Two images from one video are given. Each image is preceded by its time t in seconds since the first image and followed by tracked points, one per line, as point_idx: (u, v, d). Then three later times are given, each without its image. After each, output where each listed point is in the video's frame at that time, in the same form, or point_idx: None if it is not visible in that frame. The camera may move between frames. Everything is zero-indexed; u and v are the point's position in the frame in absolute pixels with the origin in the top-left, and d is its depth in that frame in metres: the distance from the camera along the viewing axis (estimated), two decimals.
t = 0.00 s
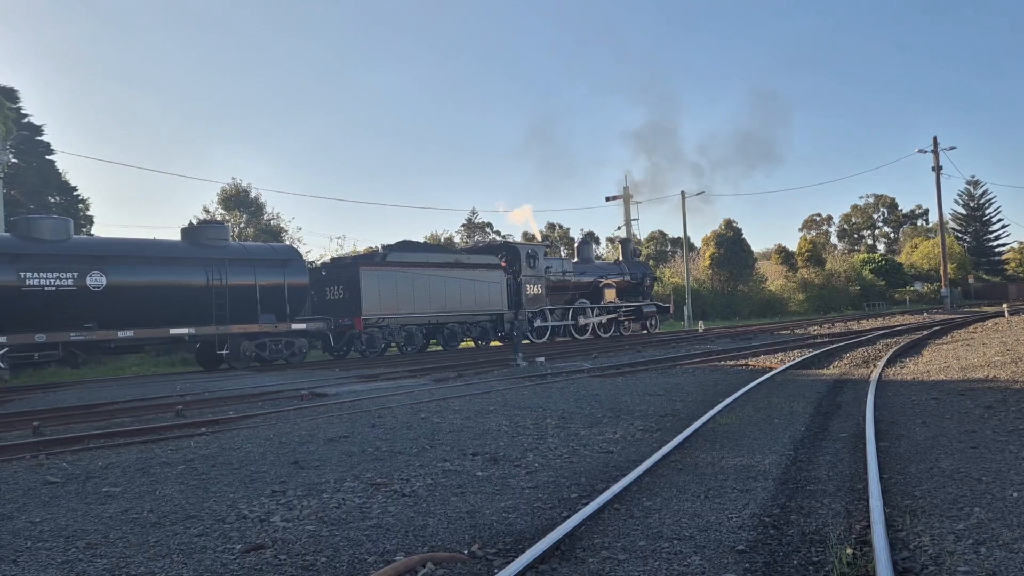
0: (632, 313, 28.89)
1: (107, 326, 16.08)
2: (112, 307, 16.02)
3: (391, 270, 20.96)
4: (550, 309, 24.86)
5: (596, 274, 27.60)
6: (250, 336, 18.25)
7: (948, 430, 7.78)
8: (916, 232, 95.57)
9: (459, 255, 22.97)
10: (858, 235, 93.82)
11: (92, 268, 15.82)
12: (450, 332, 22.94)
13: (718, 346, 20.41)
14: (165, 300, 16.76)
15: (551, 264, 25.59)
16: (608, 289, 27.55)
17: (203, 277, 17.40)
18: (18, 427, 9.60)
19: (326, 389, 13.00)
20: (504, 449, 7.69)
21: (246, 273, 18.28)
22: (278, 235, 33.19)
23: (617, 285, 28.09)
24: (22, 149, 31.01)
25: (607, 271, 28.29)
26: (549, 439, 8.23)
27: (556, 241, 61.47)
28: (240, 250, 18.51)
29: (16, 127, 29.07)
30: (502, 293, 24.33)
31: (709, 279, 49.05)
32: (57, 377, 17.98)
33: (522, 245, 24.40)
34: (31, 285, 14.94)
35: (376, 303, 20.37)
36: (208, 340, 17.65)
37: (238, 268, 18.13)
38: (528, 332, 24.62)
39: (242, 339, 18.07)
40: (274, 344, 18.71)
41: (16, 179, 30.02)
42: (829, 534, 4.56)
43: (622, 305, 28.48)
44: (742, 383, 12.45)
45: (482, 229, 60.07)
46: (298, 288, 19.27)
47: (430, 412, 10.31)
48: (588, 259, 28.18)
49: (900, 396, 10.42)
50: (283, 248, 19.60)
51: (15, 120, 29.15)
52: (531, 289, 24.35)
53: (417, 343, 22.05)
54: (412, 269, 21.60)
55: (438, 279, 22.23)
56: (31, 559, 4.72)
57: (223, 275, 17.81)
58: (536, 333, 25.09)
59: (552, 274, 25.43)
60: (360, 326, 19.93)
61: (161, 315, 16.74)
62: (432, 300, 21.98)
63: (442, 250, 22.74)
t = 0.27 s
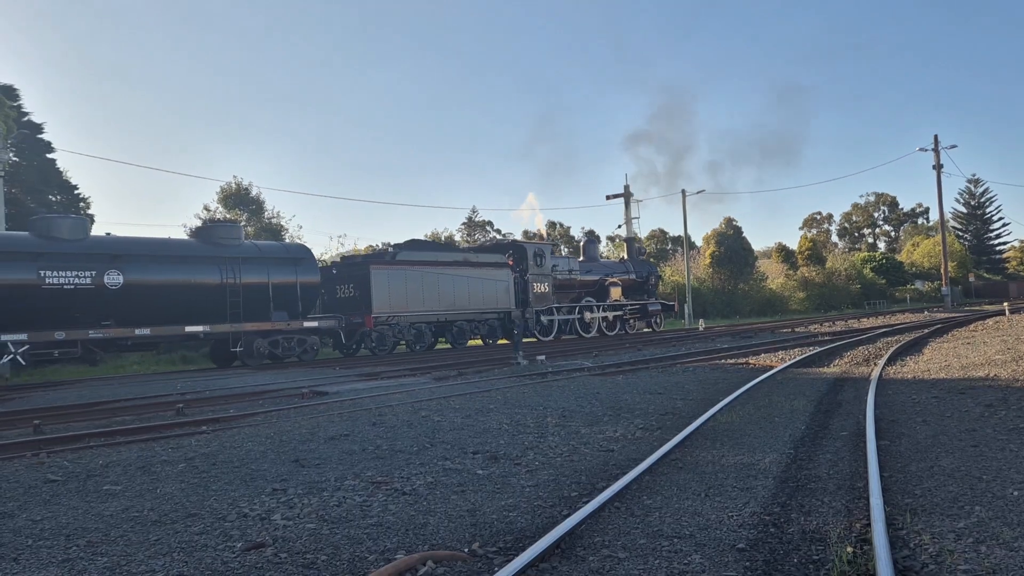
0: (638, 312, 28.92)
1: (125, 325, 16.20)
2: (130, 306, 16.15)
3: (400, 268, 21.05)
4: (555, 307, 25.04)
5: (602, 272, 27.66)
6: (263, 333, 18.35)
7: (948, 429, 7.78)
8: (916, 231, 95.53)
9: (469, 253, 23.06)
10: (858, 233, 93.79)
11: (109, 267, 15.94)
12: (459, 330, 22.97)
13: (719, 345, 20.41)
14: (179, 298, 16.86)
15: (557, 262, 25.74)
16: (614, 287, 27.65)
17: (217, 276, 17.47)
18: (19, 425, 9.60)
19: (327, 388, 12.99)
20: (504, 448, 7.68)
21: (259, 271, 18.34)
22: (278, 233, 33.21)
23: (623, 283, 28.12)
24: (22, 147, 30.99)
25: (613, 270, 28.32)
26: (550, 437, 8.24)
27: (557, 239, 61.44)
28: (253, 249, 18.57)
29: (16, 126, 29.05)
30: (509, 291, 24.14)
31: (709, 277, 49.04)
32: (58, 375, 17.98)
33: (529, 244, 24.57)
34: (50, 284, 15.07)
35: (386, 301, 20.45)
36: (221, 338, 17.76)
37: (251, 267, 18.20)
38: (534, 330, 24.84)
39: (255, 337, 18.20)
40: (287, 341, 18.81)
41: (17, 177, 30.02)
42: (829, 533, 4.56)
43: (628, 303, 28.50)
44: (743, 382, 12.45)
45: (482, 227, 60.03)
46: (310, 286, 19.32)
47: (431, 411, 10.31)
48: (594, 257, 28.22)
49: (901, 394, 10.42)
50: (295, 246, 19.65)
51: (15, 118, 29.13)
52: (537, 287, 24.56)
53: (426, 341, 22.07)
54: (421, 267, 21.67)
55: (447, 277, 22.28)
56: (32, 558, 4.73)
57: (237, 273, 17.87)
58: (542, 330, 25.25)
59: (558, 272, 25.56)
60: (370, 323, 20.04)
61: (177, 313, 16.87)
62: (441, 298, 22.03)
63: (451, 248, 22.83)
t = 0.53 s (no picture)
0: (643, 309, 28.92)
1: (142, 321, 16.41)
2: (146, 303, 16.36)
3: (410, 266, 21.12)
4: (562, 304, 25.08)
5: (608, 270, 27.68)
6: (276, 331, 18.38)
7: (949, 427, 7.78)
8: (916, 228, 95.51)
9: (477, 252, 23.15)
10: (858, 232, 93.78)
11: (126, 264, 16.18)
12: (467, 328, 23.02)
13: (719, 343, 20.42)
14: (192, 295, 16.99)
15: (564, 260, 25.80)
16: (619, 285, 27.66)
17: (230, 274, 17.58)
18: (19, 423, 9.60)
19: (327, 386, 12.99)
20: (504, 446, 7.69)
21: (272, 269, 18.41)
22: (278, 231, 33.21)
23: (628, 282, 28.12)
24: (22, 145, 30.97)
25: (618, 268, 28.34)
26: (550, 435, 8.23)
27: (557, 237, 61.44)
28: (266, 247, 18.68)
29: (16, 124, 29.03)
30: (516, 289, 24.13)
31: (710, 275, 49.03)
32: (58, 373, 17.97)
33: (536, 242, 24.64)
34: (69, 282, 15.38)
35: (396, 299, 20.51)
36: (235, 335, 17.82)
37: (264, 264, 18.26)
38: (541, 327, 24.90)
39: (268, 335, 18.22)
40: (299, 339, 18.88)
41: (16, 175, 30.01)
42: (829, 531, 4.56)
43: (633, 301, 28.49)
44: (743, 380, 12.44)
45: (482, 226, 60.02)
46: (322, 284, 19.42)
47: (431, 409, 10.32)
48: (599, 256, 28.22)
49: (901, 392, 10.42)
50: (306, 245, 19.78)
51: (15, 116, 29.11)
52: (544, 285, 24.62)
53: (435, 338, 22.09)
54: (430, 265, 21.73)
55: (456, 275, 22.34)
56: (33, 555, 4.73)
57: (250, 271, 17.95)
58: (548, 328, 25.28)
59: (565, 270, 25.59)
60: (381, 320, 20.17)
61: (192, 310, 17.01)
62: (450, 296, 22.10)
63: (459, 247, 22.91)
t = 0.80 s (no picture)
0: (649, 307, 28.86)
1: (157, 319, 16.43)
2: (162, 301, 16.43)
3: (419, 264, 21.20)
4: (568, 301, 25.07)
5: (613, 269, 27.68)
6: (288, 328, 18.46)
7: (949, 425, 7.79)
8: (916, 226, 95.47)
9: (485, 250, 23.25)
10: (858, 230, 93.77)
11: (143, 262, 16.25)
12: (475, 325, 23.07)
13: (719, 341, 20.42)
14: (208, 293, 17.08)
15: (570, 258, 25.87)
16: (625, 283, 27.61)
17: (244, 272, 17.68)
18: (20, 421, 9.61)
19: (327, 383, 12.99)
20: (505, 444, 7.69)
21: (284, 267, 18.53)
22: (279, 229, 33.24)
23: (633, 280, 28.10)
24: (22, 143, 30.97)
25: (624, 266, 28.35)
26: (550, 433, 8.24)
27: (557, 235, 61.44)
28: (278, 246, 18.78)
29: (15, 121, 29.02)
30: (524, 287, 24.23)
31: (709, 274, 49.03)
32: (59, 371, 17.98)
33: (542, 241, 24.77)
34: (87, 280, 15.45)
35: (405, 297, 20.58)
36: (248, 333, 17.90)
37: (276, 263, 18.41)
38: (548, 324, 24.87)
39: (281, 332, 18.31)
40: (312, 336, 18.95)
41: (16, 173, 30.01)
42: (829, 529, 4.57)
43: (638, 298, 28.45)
44: (743, 378, 12.44)
45: (482, 223, 60.01)
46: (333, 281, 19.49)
47: (431, 407, 10.33)
48: (605, 254, 28.24)
49: (901, 390, 10.42)
50: (318, 243, 19.86)
51: (15, 114, 29.10)
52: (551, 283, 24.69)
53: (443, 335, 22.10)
54: (439, 262, 21.81)
55: (465, 273, 22.43)
56: (33, 553, 4.74)
57: (263, 269, 18.09)
58: (555, 325, 25.27)
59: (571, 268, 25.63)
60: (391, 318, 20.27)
61: (207, 308, 17.11)
62: (459, 293, 22.17)
63: (468, 245, 23.00)
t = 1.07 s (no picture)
0: (654, 305, 28.84)
1: (173, 315, 16.46)
2: (178, 299, 16.44)
3: (429, 262, 21.26)
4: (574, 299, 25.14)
5: (619, 267, 27.68)
6: (301, 325, 18.47)
7: (949, 423, 7.78)
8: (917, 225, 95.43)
9: (495, 248, 23.29)
10: (858, 228, 93.74)
11: (159, 260, 16.26)
12: (483, 323, 23.08)
13: (719, 339, 20.41)
14: (223, 290, 17.12)
15: (577, 257, 25.95)
16: (630, 281, 27.65)
17: (257, 270, 17.73)
18: (20, 419, 9.61)
19: (327, 381, 13.00)
20: (505, 442, 7.69)
21: (297, 265, 18.58)
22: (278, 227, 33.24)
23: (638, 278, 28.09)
24: (21, 141, 30.96)
25: (629, 264, 28.37)
26: (550, 431, 8.23)
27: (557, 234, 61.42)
28: (291, 244, 18.83)
29: (16, 120, 29.01)
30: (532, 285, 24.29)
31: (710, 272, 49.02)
32: (59, 368, 17.98)
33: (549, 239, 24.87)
34: (105, 278, 15.45)
35: (415, 294, 20.62)
36: (261, 330, 17.91)
37: (289, 260, 18.46)
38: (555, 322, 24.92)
39: (293, 329, 18.30)
40: (324, 334, 18.95)
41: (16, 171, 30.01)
42: (829, 527, 4.57)
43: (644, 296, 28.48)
44: (743, 376, 12.43)
45: (482, 222, 60.02)
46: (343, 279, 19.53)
47: (431, 405, 10.32)
48: (611, 252, 28.29)
49: (901, 388, 10.42)
50: (329, 241, 19.92)
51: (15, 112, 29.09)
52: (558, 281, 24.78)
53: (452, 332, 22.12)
54: (448, 260, 21.87)
55: (474, 270, 22.48)
56: (34, 551, 4.74)
57: (276, 267, 18.14)
58: (563, 323, 25.30)
59: (577, 266, 25.69)
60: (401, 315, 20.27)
61: (221, 305, 17.13)
62: (468, 291, 22.22)
63: (476, 243, 23.06)
